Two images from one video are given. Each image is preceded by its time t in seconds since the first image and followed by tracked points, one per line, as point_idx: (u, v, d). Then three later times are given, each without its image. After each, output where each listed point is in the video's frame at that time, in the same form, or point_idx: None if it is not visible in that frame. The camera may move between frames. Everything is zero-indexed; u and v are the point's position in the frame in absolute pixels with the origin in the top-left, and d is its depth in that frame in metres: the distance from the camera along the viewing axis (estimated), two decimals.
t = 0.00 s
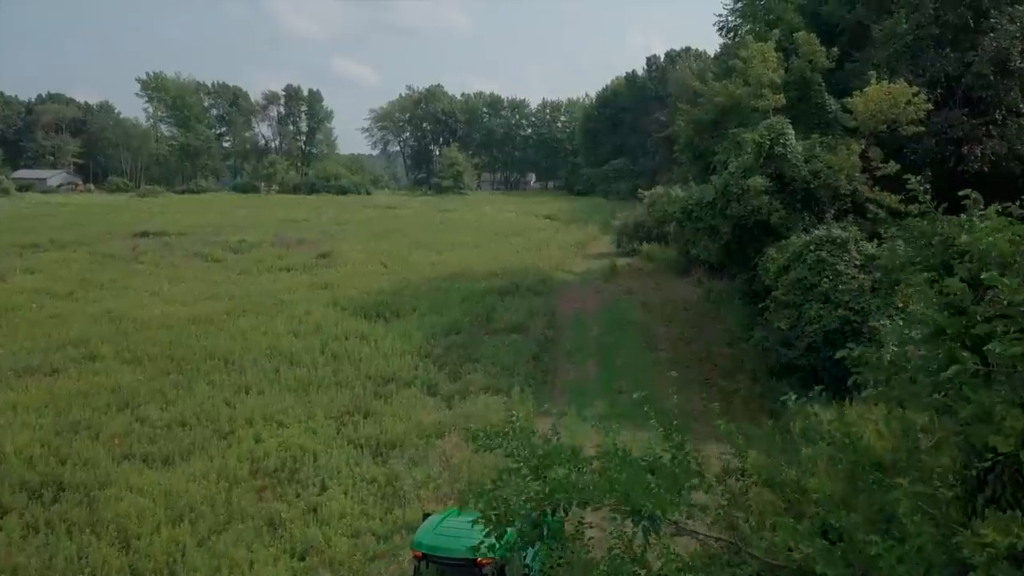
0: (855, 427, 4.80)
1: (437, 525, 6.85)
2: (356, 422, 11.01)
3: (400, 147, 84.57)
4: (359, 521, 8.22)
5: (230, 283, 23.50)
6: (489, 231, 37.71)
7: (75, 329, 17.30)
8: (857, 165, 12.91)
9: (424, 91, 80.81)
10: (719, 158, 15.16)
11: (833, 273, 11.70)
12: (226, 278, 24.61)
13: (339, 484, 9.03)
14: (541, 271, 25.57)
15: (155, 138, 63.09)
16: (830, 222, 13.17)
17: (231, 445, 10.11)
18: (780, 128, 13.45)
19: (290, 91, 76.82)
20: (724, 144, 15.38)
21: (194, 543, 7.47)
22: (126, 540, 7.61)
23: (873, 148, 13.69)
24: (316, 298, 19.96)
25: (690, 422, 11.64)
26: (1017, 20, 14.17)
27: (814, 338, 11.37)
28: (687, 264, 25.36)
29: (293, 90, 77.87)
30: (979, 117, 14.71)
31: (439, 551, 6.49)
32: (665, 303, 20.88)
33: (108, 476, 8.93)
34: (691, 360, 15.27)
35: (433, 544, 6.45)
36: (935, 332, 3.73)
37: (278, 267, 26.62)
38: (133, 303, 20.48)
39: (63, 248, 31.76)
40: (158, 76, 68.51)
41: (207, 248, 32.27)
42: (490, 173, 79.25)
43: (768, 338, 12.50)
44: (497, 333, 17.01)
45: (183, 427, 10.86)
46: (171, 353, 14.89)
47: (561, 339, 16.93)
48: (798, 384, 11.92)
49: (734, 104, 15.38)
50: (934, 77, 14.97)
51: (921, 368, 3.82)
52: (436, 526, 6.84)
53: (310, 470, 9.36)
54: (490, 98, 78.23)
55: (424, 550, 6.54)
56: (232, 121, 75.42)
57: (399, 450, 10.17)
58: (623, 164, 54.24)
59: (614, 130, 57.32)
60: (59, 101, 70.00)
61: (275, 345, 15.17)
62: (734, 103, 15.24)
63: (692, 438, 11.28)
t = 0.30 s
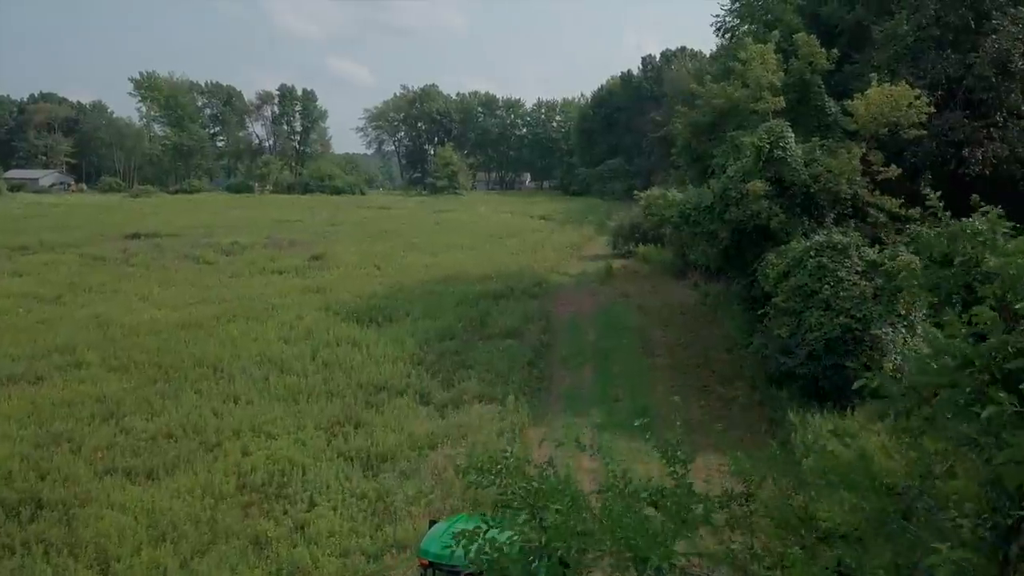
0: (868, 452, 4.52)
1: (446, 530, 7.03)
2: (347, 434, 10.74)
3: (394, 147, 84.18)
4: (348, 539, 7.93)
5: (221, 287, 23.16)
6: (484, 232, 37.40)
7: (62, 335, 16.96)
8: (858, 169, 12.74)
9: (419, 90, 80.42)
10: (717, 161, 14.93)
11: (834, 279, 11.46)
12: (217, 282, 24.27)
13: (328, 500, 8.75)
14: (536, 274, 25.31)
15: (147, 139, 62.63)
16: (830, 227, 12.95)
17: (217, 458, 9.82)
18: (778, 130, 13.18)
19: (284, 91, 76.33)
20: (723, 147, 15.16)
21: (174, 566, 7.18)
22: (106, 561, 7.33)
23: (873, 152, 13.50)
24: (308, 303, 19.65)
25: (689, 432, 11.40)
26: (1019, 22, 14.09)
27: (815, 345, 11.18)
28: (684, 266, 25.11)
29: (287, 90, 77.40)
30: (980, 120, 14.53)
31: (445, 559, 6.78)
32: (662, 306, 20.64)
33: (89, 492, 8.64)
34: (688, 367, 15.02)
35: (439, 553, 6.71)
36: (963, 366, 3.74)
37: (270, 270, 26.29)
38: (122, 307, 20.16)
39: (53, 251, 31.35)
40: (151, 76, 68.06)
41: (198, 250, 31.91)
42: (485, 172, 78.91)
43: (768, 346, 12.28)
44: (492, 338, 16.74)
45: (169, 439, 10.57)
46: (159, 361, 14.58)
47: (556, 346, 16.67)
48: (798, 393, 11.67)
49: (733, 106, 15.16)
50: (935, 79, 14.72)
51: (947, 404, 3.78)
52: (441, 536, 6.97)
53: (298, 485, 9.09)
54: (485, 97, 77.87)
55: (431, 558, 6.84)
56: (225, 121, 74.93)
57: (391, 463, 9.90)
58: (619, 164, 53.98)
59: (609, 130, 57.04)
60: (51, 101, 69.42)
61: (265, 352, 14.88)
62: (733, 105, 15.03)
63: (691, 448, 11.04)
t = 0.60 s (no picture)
0: (874, 472, 4.30)
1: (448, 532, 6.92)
2: (331, 440, 10.47)
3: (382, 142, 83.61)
4: (331, 552, 7.66)
5: (204, 285, 22.76)
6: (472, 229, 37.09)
7: (39, 336, 16.56)
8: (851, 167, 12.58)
9: (406, 85, 79.85)
10: (708, 159, 14.73)
11: (827, 280, 11.29)
12: (200, 280, 23.86)
13: (311, 510, 8.48)
14: (524, 272, 25.06)
15: (131, 134, 61.82)
16: (822, 226, 12.80)
17: (196, 466, 9.52)
18: (770, 128, 12.98)
19: (269, 85, 75.56)
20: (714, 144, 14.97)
21: None
22: None
23: (866, 150, 13.38)
24: (293, 302, 19.32)
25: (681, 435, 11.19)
26: (1013, 19, 14.03)
27: (809, 347, 11.00)
28: (673, 263, 24.92)
29: (273, 84, 76.59)
30: (973, 117, 14.41)
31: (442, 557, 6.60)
32: (651, 304, 20.45)
33: (61, 504, 8.31)
34: (679, 366, 14.83)
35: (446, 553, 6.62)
36: (987, 392, 3.55)
37: (255, 268, 25.89)
38: (102, 307, 19.75)
39: (33, 248, 30.80)
40: (135, 70, 67.15)
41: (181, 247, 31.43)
42: (473, 167, 78.54)
43: (760, 347, 12.10)
44: (480, 338, 16.47)
45: (147, 447, 10.25)
46: (138, 363, 14.23)
47: (545, 346, 16.44)
48: (790, 395, 11.51)
49: (724, 103, 14.97)
50: (928, 75, 14.53)
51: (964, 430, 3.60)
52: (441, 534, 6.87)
53: (279, 495, 8.81)
54: (473, 92, 77.42)
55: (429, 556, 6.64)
56: (210, 116, 74.08)
57: (376, 470, 9.64)
58: (607, 159, 53.79)
59: (597, 125, 56.82)
60: (33, 96, 68.44)
61: (247, 353, 14.57)
62: (725, 102, 14.84)
63: (683, 452, 10.83)
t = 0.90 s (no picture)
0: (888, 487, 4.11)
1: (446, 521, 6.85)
2: (320, 436, 10.25)
3: (373, 127, 82.93)
4: (318, 555, 7.45)
5: (192, 275, 22.41)
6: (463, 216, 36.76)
7: (22, 328, 16.22)
8: (849, 156, 12.36)
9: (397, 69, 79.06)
10: (704, 147, 14.48)
11: (826, 272, 11.10)
12: (188, 269, 23.50)
13: (300, 512, 8.25)
14: (517, 261, 24.79)
15: (119, 120, 61.10)
16: (820, 216, 12.60)
17: (181, 465, 9.27)
18: (768, 116, 12.75)
19: (259, 70, 74.71)
20: (710, 132, 14.72)
21: None
22: None
23: (865, 139, 13.18)
24: (283, 292, 19.04)
25: (677, 429, 11.01)
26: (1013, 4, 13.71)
27: (808, 340, 10.81)
28: (667, 252, 24.68)
29: (262, 69, 75.78)
30: (971, 104, 14.21)
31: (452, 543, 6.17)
32: (645, 293, 20.23)
33: (40, 507, 8.07)
34: (674, 358, 14.64)
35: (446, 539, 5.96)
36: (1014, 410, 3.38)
37: (244, 257, 25.56)
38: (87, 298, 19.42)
39: (18, 237, 30.35)
40: (122, 54, 66.27)
41: (169, 235, 31.03)
42: (465, 153, 78.04)
43: (757, 339, 11.91)
44: (472, 329, 16.24)
45: (130, 444, 9.99)
46: (123, 356, 13.95)
47: (539, 337, 16.23)
48: (788, 389, 11.35)
49: (719, 90, 14.74)
50: (927, 62, 14.31)
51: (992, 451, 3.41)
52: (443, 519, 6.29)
53: (266, 495, 8.57)
54: (465, 77, 76.75)
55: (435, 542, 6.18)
56: (199, 102, 73.23)
57: (366, 468, 9.41)
58: (600, 144, 53.44)
59: (589, 111, 56.40)
60: (19, 81, 67.52)
61: (234, 346, 14.30)
62: (721, 89, 14.60)
63: (679, 447, 10.65)
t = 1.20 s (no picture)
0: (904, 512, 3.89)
1: (456, 511, 7.53)
2: (312, 434, 10.02)
3: (368, 113, 82.28)
4: (309, 561, 7.24)
5: (184, 264, 22.13)
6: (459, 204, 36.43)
7: (10, 320, 15.94)
8: (852, 146, 12.11)
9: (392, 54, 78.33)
10: (703, 136, 14.21)
11: (829, 265, 10.86)
12: (180, 259, 23.16)
13: (290, 515, 8.03)
14: (513, 250, 24.52)
15: (112, 105, 60.47)
16: (822, 207, 12.34)
17: (168, 466, 9.02)
18: (770, 105, 12.48)
19: (253, 55, 74.00)
20: (710, 121, 14.44)
21: None
22: None
23: (868, 128, 12.90)
24: (276, 283, 18.77)
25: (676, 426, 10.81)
26: None
27: (809, 335, 10.60)
28: (665, 240, 24.46)
29: (256, 54, 75.04)
30: (975, 92, 13.93)
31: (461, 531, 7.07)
32: (643, 283, 20.01)
33: (22, 511, 7.83)
34: (672, 351, 14.43)
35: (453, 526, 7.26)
36: None
37: (237, 246, 25.25)
38: (77, 289, 19.12)
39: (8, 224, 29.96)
40: (114, 39, 65.53)
41: (162, 223, 30.66)
42: (461, 138, 77.51)
43: (758, 334, 11.70)
44: (468, 321, 16.02)
45: (116, 443, 9.75)
46: (112, 350, 13.69)
47: (535, 330, 16.00)
48: (789, 385, 11.15)
49: (719, 78, 14.45)
50: (931, 49, 13.94)
51: None
52: (456, 512, 7.56)
53: (255, 496, 8.35)
54: (461, 62, 76.13)
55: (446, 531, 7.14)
56: (193, 87, 72.47)
57: (358, 468, 9.20)
58: (596, 130, 53.05)
59: (586, 96, 56.01)
60: (11, 65, 66.80)
61: (225, 339, 14.05)
62: (722, 77, 14.32)
63: (679, 444, 10.45)
